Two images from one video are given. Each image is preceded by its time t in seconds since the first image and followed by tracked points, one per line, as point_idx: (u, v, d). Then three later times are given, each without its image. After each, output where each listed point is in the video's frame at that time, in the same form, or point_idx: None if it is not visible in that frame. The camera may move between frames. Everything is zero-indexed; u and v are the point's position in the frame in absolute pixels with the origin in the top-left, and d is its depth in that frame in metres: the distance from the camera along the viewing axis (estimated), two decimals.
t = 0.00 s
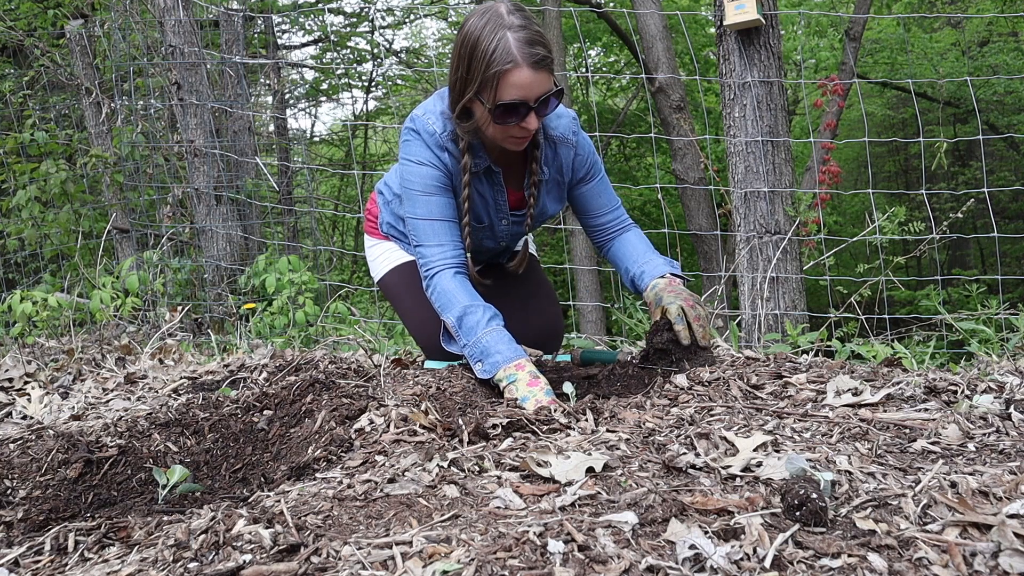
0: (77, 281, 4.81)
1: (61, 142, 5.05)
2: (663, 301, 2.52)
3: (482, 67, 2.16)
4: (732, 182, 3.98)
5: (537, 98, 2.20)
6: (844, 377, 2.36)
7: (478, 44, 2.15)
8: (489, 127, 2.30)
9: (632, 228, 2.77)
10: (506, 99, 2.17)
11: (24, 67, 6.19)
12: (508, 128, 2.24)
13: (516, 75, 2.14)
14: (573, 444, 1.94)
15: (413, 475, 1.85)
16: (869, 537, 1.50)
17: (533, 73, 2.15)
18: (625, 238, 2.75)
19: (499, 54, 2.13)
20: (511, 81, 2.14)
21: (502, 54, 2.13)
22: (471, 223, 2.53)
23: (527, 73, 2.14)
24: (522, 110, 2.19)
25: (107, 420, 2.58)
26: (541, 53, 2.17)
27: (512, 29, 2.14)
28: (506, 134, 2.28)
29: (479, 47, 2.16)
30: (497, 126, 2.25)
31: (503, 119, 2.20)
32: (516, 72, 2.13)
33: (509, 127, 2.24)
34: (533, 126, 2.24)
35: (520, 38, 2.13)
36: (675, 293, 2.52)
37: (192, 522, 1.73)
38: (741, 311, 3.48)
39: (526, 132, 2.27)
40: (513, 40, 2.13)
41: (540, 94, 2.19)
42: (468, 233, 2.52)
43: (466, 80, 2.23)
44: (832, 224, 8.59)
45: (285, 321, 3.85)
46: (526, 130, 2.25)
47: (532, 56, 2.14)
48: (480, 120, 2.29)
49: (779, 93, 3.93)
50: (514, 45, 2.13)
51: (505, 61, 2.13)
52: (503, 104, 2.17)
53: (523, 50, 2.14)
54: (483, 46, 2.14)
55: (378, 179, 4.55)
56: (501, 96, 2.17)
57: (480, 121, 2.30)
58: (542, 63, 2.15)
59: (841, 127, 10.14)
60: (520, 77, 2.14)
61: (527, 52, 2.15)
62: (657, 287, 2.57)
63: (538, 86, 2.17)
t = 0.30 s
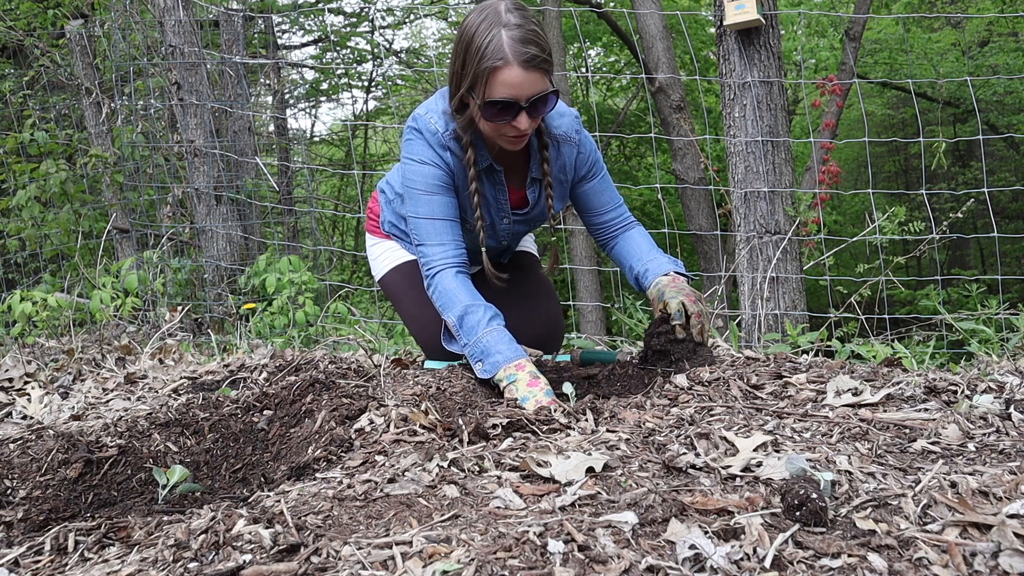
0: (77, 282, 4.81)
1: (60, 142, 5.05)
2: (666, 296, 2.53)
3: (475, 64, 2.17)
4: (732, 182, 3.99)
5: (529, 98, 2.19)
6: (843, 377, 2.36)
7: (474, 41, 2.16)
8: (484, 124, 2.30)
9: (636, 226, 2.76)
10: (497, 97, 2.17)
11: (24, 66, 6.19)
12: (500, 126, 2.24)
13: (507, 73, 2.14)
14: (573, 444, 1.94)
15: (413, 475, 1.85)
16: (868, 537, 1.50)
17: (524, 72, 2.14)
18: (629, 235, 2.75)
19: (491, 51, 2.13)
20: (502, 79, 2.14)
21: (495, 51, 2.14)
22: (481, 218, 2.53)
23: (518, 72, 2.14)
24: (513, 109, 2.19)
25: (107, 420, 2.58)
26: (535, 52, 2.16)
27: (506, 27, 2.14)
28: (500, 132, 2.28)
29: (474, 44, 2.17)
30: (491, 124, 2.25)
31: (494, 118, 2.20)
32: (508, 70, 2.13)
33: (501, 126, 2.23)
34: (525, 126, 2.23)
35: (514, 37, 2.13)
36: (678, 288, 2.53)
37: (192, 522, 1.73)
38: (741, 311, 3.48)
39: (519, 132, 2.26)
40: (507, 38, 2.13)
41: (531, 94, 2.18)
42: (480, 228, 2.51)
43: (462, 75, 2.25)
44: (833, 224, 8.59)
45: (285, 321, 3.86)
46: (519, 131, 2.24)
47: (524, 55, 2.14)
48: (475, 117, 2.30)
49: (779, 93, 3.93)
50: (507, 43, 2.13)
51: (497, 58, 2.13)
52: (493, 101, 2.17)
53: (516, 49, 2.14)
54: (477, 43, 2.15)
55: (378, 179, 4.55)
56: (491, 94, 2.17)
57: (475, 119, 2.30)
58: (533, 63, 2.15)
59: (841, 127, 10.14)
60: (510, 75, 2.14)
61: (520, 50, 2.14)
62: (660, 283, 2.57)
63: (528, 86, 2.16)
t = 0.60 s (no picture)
0: (77, 282, 4.81)
1: (60, 142, 5.04)
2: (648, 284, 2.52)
3: (477, 64, 2.17)
4: (732, 182, 3.98)
5: (530, 99, 2.19)
6: (843, 377, 2.36)
7: (476, 41, 2.17)
8: (485, 125, 2.30)
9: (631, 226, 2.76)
10: (496, 98, 2.17)
11: (24, 66, 6.18)
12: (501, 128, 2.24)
13: (507, 74, 2.14)
14: (573, 444, 1.94)
15: (413, 475, 1.85)
16: (868, 537, 1.50)
17: (525, 74, 2.14)
18: (623, 234, 2.74)
19: (492, 52, 2.14)
20: (503, 80, 2.15)
21: (496, 52, 2.14)
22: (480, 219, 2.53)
23: (519, 73, 2.14)
24: (514, 110, 2.19)
25: (107, 420, 2.58)
26: (537, 54, 2.15)
27: (509, 28, 2.14)
28: (500, 133, 2.28)
29: (476, 44, 2.17)
30: (491, 125, 2.25)
31: (495, 119, 2.20)
32: (508, 71, 2.14)
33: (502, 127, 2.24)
34: (525, 127, 2.23)
35: (516, 38, 2.13)
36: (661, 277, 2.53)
37: (192, 522, 1.73)
38: (741, 311, 3.48)
39: (520, 134, 2.26)
40: (509, 39, 2.13)
41: (532, 95, 2.18)
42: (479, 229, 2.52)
43: (465, 75, 2.25)
44: (833, 224, 8.59)
45: (285, 321, 3.86)
46: (519, 132, 2.24)
47: (525, 56, 2.14)
48: (476, 117, 2.30)
49: (779, 93, 3.92)
50: (508, 44, 2.14)
51: (497, 59, 2.14)
52: (493, 102, 2.18)
53: (518, 50, 2.14)
54: (479, 44, 2.16)
55: (378, 180, 4.55)
56: (491, 95, 2.18)
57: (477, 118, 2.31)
58: (535, 64, 2.14)
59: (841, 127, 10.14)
60: (511, 76, 2.14)
61: (522, 51, 2.14)
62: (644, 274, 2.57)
63: (529, 87, 2.16)
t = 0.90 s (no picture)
0: (77, 282, 4.81)
1: (60, 142, 5.04)
2: (583, 355, 2.45)
3: (479, 65, 2.17)
4: (732, 182, 3.98)
5: (531, 101, 2.19)
6: (844, 377, 2.36)
7: (478, 42, 2.17)
8: (486, 126, 2.29)
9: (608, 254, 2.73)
10: (497, 99, 2.17)
11: (24, 67, 6.19)
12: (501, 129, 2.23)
13: (510, 74, 2.14)
14: (573, 444, 1.94)
15: (413, 475, 1.85)
16: (868, 537, 1.50)
17: (526, 75, 2.14)
18: (595, 263, 2.71)
19: (494, 53, 2.14)
20: (505, 80, 2.14)
21: (498, 53, 2.14)
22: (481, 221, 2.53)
23: (520, 74, 2.14)
24: (515, 111, 2.18)
25: (107, 420, 2.58)
26: (538, 55, 2.15)
27: (511, 29, 2.14)
28: (501, 134, 2.27)
29: (478, 45, 2.17)
30: (492, 126, 2.25)
31: (495, 120, 2.20)
32: (510, 72, 2.13)
33: (502, 129, 2.23)
34: (526, 129, 2.22)
35: (518, 39, 2.13)
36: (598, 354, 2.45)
37: (192, 522, 1.73)
38: (741, 312, 3.48)
39: (521, 135, 2.26)
40: (510, 40, 2.13)
41: (534, 96, 2.18)
42: (479, 231, 2.51)
43: (467, 76, 2.25)
44: (833, 224, 8.59)
45: (285, 321, 3.85)
46: (520, 134, 2.23)
47: (527, 57, 2.13)
48: (477, 118, 2.30)
49: (779, 93, 3.92)
50: (511, 45, 2.13)
51: (499, 60, 2.14)
52: (495, 103, 2.18)
53: (520, 51, 2.14)
54: (482, 44, 2.16)
55: (378, 180, 4.55)
56: (493, 96, 2.18)
57: (478, 120, 2.31)
58: (537, 65, 2.14)
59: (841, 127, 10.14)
60: (513, 77, 2.13)
61: (524, 52, 2.14)
62: (583, 340, 2.48)
63: (531, 88, 2.16)
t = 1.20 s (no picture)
0: (77, 282, 4.81)
1: (60, 142, 5.04)
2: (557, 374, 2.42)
3: (481, 72, 2.17)
4: (732, 182, 3.98)
5: (533, 109, 2.18)
6: (843, 377, 2.36)
7: (480, 49, 2.17)
8: (487, 134, 2.29)
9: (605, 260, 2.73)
10: (499, 107, 2.17)
11: (23, 67, 6.19)
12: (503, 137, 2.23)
13: (511, 83, 2.14)
14: (574, 444, 1.94)
15: (413, 475, 1.85)
16: (868, 537, 1.50)
17: (528, 83, 2.14)
18: (591, 269, 2.72)
19: (496, 61, 2.14)
20: (506, 89, 2.14)
21: (500, 61, 2.14)
22: (483, 226, 2.53)
23: (522, 82, 2.13)
24: (517, 119, 2.18)
25: (107, 420, 2.58)
26: (540, 63, 2.15)
27: (512, 37, 2.14)
28: (503, 142, 2.27)
29: (480, 52, 2.17)
30: (493, 134, 2.24)
31: (496, 128, 2.20)
32: (511, 81, 2.13)
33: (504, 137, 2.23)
34: (528, 136, 2.22)
35: (520, 46, 2.13)
36: (570, 374, 2.40)
37: (192, 522, 1.73)
38: (741, 312, 3.49)
39: (522, 143, 2.25)
40: (512, 48, 2.13)
41: (536, 104, 2.18)
42: (481, 236, 2.51)
43: (468, 84, 2.25)
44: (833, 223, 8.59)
45: (285, 321, 3.85)
46: (522, 142, 2.23)
47: (529, 66, 2.13)
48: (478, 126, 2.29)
49: (779, 93, 3.92)
50: (512, 53, 2.13)
51: (501, 68, 2.13)
52: (496, 111, 2.17)
53: (521, 59, 2.14)
54: (483, 52, 2.16)
55: (378, 180, 4.55)
56: (495, 104, 2.17)
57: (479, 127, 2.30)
58: (538, 74, 2.14)
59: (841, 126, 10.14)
60: (514, 86, 2.13)
61: (525, 60, 2.14)
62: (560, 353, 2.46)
63: (532, 97, 2.15)
